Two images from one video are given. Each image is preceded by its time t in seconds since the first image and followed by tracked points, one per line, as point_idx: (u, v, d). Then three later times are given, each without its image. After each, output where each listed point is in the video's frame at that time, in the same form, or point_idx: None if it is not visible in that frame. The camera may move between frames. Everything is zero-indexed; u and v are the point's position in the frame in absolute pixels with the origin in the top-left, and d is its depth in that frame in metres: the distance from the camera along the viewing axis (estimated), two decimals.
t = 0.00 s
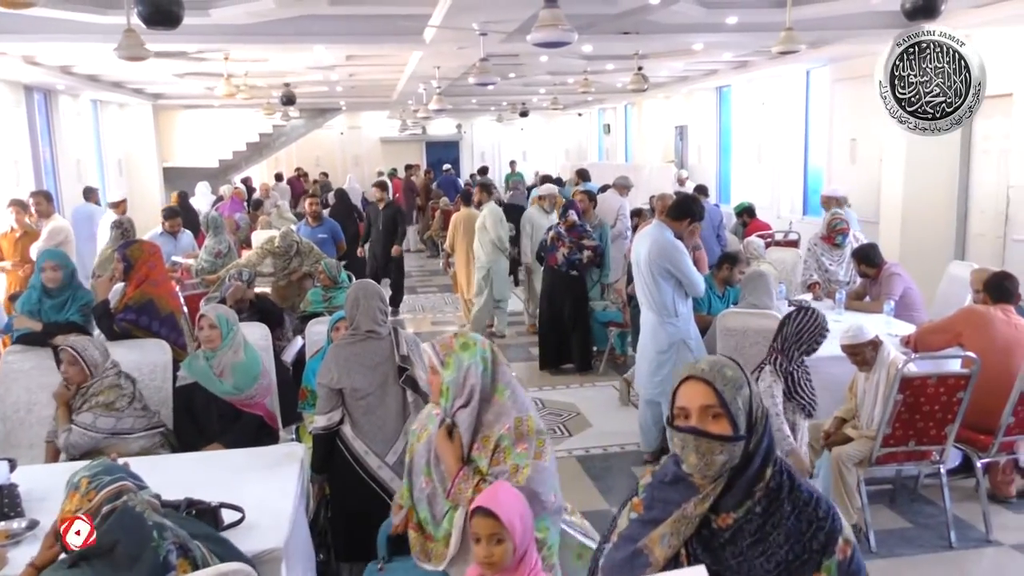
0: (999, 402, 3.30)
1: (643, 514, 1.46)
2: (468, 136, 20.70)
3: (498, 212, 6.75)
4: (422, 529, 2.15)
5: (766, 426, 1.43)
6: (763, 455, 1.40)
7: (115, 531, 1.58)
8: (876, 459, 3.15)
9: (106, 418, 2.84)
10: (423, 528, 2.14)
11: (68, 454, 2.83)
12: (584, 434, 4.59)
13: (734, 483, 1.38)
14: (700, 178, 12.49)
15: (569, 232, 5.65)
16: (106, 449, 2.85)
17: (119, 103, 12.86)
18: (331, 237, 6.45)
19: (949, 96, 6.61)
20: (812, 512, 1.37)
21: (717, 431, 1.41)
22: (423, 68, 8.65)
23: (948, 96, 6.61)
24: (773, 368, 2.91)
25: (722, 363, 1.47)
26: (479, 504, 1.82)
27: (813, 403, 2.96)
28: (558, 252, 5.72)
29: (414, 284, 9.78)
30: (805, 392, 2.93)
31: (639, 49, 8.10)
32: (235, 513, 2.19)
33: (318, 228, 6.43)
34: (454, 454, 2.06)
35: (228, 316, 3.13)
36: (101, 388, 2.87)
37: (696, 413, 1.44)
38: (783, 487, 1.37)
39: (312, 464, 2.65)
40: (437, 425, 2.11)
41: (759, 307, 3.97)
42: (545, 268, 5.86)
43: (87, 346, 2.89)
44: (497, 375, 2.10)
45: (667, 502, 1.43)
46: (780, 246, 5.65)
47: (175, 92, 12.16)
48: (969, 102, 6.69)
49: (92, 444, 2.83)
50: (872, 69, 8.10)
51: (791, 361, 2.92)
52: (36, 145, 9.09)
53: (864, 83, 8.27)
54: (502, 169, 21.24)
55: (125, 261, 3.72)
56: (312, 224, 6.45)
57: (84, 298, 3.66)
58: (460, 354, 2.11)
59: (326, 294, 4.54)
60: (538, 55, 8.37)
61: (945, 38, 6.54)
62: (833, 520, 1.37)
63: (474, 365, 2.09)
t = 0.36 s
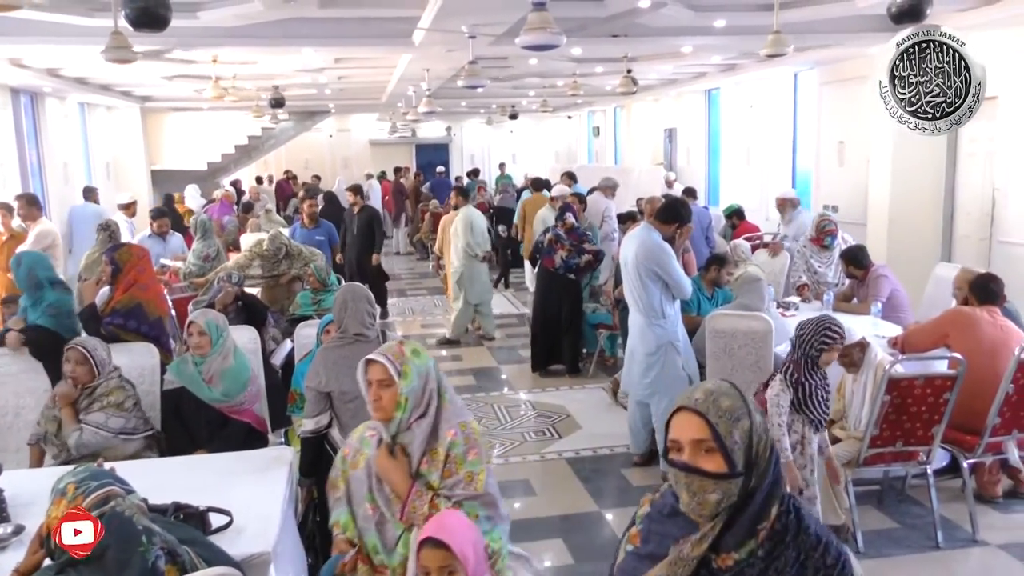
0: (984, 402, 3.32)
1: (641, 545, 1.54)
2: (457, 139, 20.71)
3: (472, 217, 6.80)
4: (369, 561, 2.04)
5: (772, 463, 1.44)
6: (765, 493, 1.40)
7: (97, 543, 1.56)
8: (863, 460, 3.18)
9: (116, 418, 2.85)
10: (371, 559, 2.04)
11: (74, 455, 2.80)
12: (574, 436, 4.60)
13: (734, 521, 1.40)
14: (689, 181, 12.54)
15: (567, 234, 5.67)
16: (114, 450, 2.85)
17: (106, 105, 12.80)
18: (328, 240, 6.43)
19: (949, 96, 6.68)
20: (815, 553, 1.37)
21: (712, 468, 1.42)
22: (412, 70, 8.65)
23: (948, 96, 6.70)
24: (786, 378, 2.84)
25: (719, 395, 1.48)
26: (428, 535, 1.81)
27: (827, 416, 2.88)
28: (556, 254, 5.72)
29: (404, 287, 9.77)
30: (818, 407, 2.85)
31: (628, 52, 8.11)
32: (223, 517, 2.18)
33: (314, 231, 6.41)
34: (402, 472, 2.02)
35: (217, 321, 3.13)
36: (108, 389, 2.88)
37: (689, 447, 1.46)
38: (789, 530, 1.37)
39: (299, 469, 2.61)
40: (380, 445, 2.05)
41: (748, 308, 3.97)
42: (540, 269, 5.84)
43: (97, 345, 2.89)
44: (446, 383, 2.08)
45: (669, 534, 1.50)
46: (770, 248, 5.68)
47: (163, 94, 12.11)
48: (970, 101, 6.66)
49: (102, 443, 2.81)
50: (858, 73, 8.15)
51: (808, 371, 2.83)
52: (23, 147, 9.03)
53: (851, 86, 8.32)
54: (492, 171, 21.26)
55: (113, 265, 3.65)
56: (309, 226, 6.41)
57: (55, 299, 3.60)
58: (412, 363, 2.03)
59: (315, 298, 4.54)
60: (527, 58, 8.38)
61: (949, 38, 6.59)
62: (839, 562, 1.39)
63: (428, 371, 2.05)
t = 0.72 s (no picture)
0: (977, 402, 3.33)
1: None
2: (452, 141, 20.73)
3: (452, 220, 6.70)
4: None
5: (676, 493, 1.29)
6: (658, 525, 1.27)
7: (95, 544, 1.56)
8: (857, 460, 3.18)
9: (114, 414, 2.83)
10: None
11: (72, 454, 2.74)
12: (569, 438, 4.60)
13: (629, 555, 1.28)
14: (684, 182, 12.57)
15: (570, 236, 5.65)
16: (111, 447, 2.82)
17: (98, 108, 12.76)
18: (332, 245, 6.41)
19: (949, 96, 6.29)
20: None
21: (593, 501, 1.29)
22: (406, 72, 8.65)
23: (949, 97, 6.27)
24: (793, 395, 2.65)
25: (603, 424, 1.32)
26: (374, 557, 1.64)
27: (843, 438, 2.63)
28: (558, 256, 5.67)
29: (399, 288, 9.77)
30: (828, 427, 2.62)
31: (622, 54, 8.12)
32: (217, 520, 2.17)
33: (318, 235, 6.35)
34: (373, 500, 1.90)
35: (211, 325, 3.10)
36: (101, 386, 2.87)
37: (573, 476, 1.32)
38: (687, 565, 1.24)
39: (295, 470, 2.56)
40: (350, 470, 1.93)
41: (741, 308, 3.96)
42: (538, 270, 5.82)
43: (86, 343, 2.89)
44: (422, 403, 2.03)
45: (567, 570, 1.33)
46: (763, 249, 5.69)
47: (155, 97, 12.09)
48: (968, 100, 6.40)
49: (100, 439, 2.78)
50: (851, 75, 8.17)
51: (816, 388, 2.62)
52: (15, 150, 9.00)
53: (844, 87, 8.34)
54: (486, 173, 21.28)
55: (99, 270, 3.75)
56: (312, 229, 6.35)
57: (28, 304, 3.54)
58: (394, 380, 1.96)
59: (309, 299, 4.53)
60: (521, 60, 8.38)
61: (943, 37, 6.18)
62: None
63: (405, 389, 1.98)
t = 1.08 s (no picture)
0: (975, 403, 3.33)
1: None
2: (450, 143, 20.73)
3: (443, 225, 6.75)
4: None
5: (549, 518, 1.11)
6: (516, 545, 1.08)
7: (95, 545, 1.55)
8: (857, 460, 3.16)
9: (102, 419, 2.83)
10: None
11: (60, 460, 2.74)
12: (568, 439, 4.60)
13: None
14: (682, 183, 12.58)
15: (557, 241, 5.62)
16: (100, 452, 2.84)
17: (97, 111, 12.78)
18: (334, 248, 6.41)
19: (948, 95, 6.33)
20: None
21: (446, 521, 1.09)
22: (404, 75, 8.67)
23: (948, 96, 6.32)
24: (825, 410, 2.57)
25: (460, 439, 1.15)
26: None
27: (879, 457, 2.50)
28: (546, 261, 5.65)
29: (398, 290, 9.78)
30: (862, 443, 2.51)
31: (619, 56, 8.12)
32: (216, 523, 2.17)
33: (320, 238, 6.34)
34: (353, 529, 1.78)
35: (211, 331, 3.08)
36: (91, 391, 2.86)
37: (430, 495, 1.13)
38: None
39: (293, 473, 2.54)
40: (332, 493, 1.84)
41: (739, 309, 3.96)
42: (529, 275, 5.80)
43: (79, 348, 2.87)
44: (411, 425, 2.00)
45: None
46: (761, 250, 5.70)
47: (153, 100, 12.09)
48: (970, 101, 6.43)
49: (89, 445, 2.79)
50: (848, 76, 8.18)
51: (852, 402, 2.53)
52: (14, 154, 9.02)
53: (841, 88, 8.35)
54: (485, 175, 21.32)
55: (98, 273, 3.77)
56: (315, 231, 6.33)
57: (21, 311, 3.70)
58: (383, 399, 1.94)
59: (308, 303, 4.55)
60: (519, 62, 8.39)
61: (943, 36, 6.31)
62: None
63: (396, 413, 1.96)
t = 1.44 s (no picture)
0: (980, 402, 3.32)
1: None
2: (453, 143, 20.72)
3: (444, 224, 6.72)
4: None
5: (448, 575, 1.07)
6: None
7: (95, 544, 1.52)
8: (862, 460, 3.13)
9: (106, 417, 2.85)
10: None
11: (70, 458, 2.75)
12: (571, 439, 4.60)
13: None
14: (686, 182, 12.56)
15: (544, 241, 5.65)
16: (105, 450, 2.85)
17: (101, 113, 12.81)
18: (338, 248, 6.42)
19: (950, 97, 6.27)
20: None
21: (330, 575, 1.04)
22: (407, 75, 8.67)
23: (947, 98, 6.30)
24: (848, 419, 2.42)
25: (356, 480, 1.09)
26: None
27: (896, 477, 2.34)
28: (535, 262, 5.67)
29: (401, 291, 9.78)
30: (879, 461, 2.35)
31: (622, 55, 8.11)
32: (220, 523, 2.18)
33: (323, 239, 6.35)
34: None
35: (215, 332, 3.06)
36: (93, 390, 2.89)
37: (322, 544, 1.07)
38: None
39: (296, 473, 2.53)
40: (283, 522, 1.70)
41: (743, 308, 3.95)
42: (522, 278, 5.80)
43: (78, 348, 2.91)
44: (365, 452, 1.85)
45: None
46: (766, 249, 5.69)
47: (157, 101, 12.11)
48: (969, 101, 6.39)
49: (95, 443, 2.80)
50: (852, 74, 8.17)
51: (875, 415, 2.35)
52: (18, 155, 9.04)
53: (845, 87, 8.33)
54: (488, 175, 21.32)
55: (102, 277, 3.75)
56: (318, 232, 6.34)
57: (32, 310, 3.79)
58: (329, 427, 1.79)
59: (311, 303, 4.56)
60: (522, 62, 8.38)
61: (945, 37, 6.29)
62: None
63: (344, 436, 1.80)
